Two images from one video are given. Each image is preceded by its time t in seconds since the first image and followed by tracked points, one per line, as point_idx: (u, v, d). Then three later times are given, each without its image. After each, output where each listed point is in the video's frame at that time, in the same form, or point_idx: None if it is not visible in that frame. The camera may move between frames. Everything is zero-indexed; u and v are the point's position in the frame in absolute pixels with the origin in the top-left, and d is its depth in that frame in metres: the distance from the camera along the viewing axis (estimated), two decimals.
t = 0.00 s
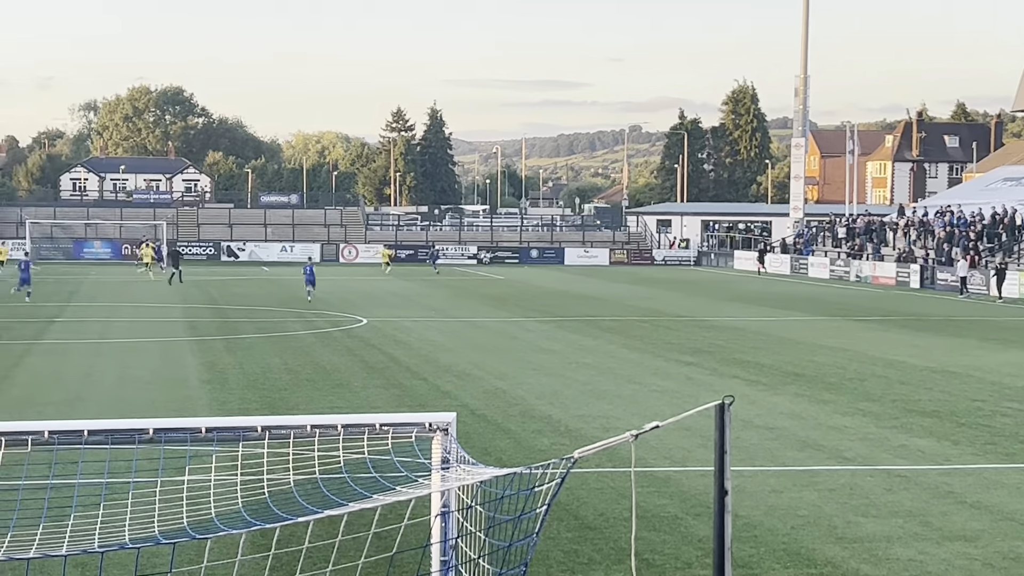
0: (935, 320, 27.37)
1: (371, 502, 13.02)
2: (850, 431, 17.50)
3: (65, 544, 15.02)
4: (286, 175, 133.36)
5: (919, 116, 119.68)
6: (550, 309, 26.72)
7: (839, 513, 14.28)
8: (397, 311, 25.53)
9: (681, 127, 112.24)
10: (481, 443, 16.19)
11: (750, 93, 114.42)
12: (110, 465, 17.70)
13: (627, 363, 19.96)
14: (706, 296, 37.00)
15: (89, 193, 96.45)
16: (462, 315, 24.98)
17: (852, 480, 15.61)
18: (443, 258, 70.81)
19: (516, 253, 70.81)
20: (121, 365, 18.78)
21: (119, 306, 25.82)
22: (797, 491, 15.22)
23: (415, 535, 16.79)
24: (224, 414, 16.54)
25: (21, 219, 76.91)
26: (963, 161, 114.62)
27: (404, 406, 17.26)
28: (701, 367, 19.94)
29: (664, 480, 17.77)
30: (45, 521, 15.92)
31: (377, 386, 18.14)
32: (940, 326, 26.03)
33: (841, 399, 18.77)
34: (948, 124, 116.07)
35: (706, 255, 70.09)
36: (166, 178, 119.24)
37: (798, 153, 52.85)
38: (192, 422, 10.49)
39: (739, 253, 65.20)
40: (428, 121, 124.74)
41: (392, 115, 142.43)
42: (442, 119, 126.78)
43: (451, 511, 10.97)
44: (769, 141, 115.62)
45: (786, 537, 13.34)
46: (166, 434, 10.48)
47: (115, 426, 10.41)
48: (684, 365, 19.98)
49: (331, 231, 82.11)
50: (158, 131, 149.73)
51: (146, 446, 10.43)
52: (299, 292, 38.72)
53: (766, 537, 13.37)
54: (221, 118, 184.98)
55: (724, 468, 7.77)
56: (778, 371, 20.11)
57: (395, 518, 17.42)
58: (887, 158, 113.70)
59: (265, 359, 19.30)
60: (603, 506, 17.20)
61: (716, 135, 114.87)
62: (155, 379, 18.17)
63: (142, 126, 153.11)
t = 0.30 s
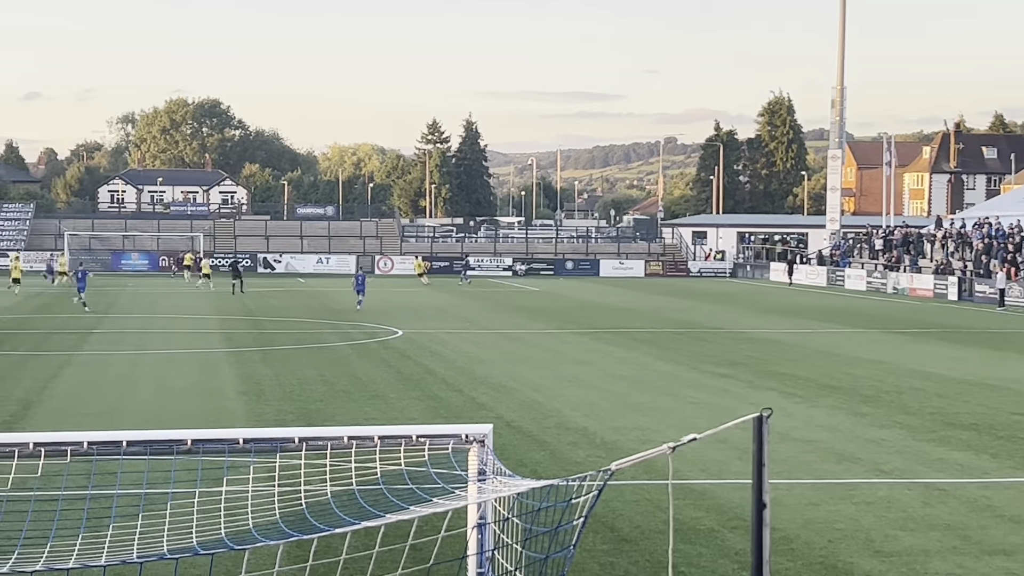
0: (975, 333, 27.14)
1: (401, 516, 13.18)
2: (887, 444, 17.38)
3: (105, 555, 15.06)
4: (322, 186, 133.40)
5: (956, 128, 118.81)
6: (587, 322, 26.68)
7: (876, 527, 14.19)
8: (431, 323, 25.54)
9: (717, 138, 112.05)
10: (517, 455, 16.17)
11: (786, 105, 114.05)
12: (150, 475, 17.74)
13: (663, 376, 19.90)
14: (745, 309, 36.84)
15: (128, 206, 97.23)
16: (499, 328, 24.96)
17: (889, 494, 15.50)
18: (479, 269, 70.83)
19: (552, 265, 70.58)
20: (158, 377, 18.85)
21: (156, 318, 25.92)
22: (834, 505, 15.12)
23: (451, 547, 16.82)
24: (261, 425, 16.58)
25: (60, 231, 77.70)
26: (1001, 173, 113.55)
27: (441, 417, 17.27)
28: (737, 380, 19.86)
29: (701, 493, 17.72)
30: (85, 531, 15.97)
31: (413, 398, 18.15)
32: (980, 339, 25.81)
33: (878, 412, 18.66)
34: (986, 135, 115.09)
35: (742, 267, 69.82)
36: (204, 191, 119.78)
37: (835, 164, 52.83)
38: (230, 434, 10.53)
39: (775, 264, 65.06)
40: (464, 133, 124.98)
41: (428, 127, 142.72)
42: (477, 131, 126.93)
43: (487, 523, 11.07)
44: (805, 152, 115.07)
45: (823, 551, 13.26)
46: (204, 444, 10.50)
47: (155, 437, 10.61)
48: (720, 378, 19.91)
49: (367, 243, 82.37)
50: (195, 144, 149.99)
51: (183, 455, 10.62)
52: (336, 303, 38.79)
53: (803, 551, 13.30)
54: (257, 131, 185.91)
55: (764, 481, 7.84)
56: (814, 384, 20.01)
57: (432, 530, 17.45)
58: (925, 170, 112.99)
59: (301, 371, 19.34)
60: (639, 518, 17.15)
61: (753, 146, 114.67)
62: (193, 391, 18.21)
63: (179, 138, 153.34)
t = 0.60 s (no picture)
0: (1019, 342, 26.85)
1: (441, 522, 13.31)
2: (928, 454, 17.27)
3: (146, 562, 15.08)
4: (360, 195, 133.47)
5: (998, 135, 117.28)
6: (625, 330, 26.66)
7: (917, 536, 14.09)
8: (469, 331, 25.54)
9: (754, 146, 112.30)
10: (554, 464, 16.14)
11: (824, 111, 111.94)
12: (189, 483, 17.76)
13: (701, 384, 19.82)
14: (785, 317, 36.66)
15: (168, 213, 98.01)
16: (537, 335, 24.96)
17: (930, 503, 15.38)
18: (515, 277, 70.92)
19: (589, 273, 70.34)
20: (198, 384, 18.92)
21: (194, 325, 26.06)
22: (875, 514, 15.00)
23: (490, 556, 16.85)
24: (299, 432, 16.64)
25: (100, 237, 77.71)
26: None
27: (478, 425, 17.25)
28: (776, 389, 19.78)
29: (740, 501, 17.66)
30: (126, 539, 16.03)
31: (451, 406, 18.16)
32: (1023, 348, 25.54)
33: (918, 421, 18.55)
34: None
35: (780, 275, 69.32)
36: (242, 199, 120.33)
37: (873, 172, 52.74)
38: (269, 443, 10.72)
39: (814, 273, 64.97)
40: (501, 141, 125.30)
41: (465, 136, 143.09)
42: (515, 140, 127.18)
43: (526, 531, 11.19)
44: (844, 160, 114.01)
45: (862, 561, 13.17)
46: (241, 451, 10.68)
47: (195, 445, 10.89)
48: (759, 386, 19.84)
49: (404, 251, 82.36)
50: (234, 152, 150.58)
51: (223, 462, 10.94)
52: (375, 310, 38.89)
53: (843, 560, 13.20)
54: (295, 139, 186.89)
55: (804, 490, 7.86)
56: (854, 393, 19.91)
57: (470, 539, 17.40)
58: (965, 177, 111.33)
59: (339, 378, 19.38)
60: (677, 527, 17.08)
61: (791, 154, 113.78)
62: (232, 398, 18.28)
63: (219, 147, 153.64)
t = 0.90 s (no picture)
0: None
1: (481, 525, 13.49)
2: (966, 458, 17.15)
3: (184, 563, 15.11)
4: (396, 198, 133.09)
5: None
6: (660, 333, 26.63)
7: (956, 541, 13.99)
8: (505, 334, 25.56)
9: (790, 149, 111.95)
10: (590, 467, 16.14)
11: (862, 115, 110.39)
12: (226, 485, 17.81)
13: (738, 388, 19.78)
14: (823, 321, 36.41)
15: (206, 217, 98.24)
16: (572, 339, 24.98)
17: (969, 508, 15.27)
18: (551, 281, 69.83)
19: (624, 276, 69.90)
20: (235, 387, 18.99)
21: (230, 328, 26.17)
22: (912, 519, 14.90)
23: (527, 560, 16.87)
24: (336, 435, 16.68)
25: (137, 241, 77.21)
26: None
27: (513, 429, 17.24)
28: (812, 393, 19.72)
29: (776, 506, 17.61)
30: (164, 540, 16.05)
31: (486, 409, 18.17)
32: None
33: (956, 425, 18.44)
34: None
35: (817, 279, 68.82)
36: (278, 202, 120.33)
37: (911, 175, 52.52)
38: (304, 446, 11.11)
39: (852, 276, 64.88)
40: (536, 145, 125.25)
41: (501, 139, 143.11)
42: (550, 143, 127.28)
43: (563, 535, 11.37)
44: (881, 163, 112.71)
45: (901, 566, 13.09)
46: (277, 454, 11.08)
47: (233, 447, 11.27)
48: (795, 390, 19.78)
49: (439, 254, 81.40)
50: (270, 156, 150.48)
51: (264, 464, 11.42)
52: (411, 314, 38.91)
53: (881, 565, 13.12)
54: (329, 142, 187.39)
55: (843, 495, 7.82)
56: (891, 397, 19.82)
57: (506, 542, 17.39)
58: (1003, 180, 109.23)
59: (374, 381, 19.41)
60: (713, 531, 17.03)
61: (828, 157, 112.75)
62: (269, 401, 18.32)
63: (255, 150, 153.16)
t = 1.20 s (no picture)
0: None
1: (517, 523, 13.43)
2: (1002, 459, 17.02)
3: (219, 562, 15.04)
4: (429, 197, 132.31)
5: None
6: (693, 332, 26.57)
7: (992, 542, 13.90)
8: (537, 333, 25.53)
9: (824, 147, 111.76)
10: (623, 466, 16.10)
11: (897, 113, 110.93)
12: (261, 484, 17.75)
13: (771, 387, 19.71)
14: (858, 320, 36.17)
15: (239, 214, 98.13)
16: (604, 337, 24.95)
17: (1005, 509, 15.15)
18: (583, 279, 69.90)
19: (657, 274, 69.39)
20: (269, 385, 19.04)
21: (264, 327, 26.22)
22: (947, 519, 14.79)
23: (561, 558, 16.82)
24: (370, 434, 16.69)
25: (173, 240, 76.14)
26: None
27: (546, 428, 17.19)
28: (846, 392, 19.64)
29: (811, 505, 17.54)
30: (200, 538, 16.03)
31: (519, 408, 18.15)
32: None
33: (992, 426, 18.32)
34: None
35: (852, 277, 68.30)
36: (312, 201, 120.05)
37: (947, 173, 52.30)
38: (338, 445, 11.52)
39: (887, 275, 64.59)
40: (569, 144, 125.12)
41: (534, 138, 143.01)
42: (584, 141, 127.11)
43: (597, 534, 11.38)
44: (917, 162, 112.15)
45: (936, 567, 13.01)
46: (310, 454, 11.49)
47: (267, 446, 11.61)
48: (829, 390, 19.70)
49: (473, 254, 80.19)
50: (303, 154, 148.72)
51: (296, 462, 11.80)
52: (444, 312, 38.89)
53: (916, 566, 13.04)
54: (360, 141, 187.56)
55: (878, 493, 7.85)
56: (926, 397, 19.72)
57: (540, 542, 17.34)
58: None
59: (407, 380, 19.44)
60: (747, 531, 16.97)
61: (863, 155, 112.76)
62: (303, 399, 18.36)
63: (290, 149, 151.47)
